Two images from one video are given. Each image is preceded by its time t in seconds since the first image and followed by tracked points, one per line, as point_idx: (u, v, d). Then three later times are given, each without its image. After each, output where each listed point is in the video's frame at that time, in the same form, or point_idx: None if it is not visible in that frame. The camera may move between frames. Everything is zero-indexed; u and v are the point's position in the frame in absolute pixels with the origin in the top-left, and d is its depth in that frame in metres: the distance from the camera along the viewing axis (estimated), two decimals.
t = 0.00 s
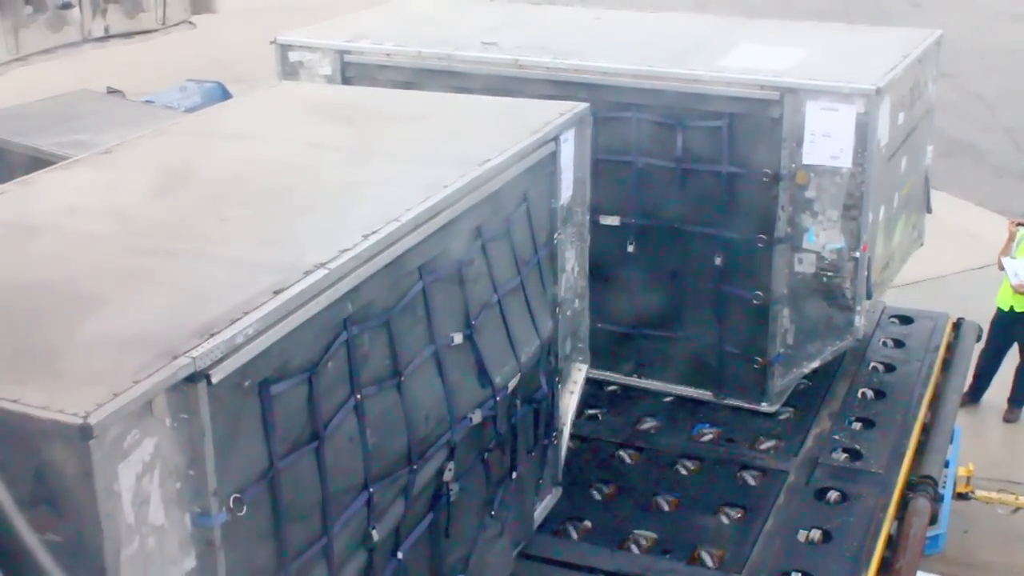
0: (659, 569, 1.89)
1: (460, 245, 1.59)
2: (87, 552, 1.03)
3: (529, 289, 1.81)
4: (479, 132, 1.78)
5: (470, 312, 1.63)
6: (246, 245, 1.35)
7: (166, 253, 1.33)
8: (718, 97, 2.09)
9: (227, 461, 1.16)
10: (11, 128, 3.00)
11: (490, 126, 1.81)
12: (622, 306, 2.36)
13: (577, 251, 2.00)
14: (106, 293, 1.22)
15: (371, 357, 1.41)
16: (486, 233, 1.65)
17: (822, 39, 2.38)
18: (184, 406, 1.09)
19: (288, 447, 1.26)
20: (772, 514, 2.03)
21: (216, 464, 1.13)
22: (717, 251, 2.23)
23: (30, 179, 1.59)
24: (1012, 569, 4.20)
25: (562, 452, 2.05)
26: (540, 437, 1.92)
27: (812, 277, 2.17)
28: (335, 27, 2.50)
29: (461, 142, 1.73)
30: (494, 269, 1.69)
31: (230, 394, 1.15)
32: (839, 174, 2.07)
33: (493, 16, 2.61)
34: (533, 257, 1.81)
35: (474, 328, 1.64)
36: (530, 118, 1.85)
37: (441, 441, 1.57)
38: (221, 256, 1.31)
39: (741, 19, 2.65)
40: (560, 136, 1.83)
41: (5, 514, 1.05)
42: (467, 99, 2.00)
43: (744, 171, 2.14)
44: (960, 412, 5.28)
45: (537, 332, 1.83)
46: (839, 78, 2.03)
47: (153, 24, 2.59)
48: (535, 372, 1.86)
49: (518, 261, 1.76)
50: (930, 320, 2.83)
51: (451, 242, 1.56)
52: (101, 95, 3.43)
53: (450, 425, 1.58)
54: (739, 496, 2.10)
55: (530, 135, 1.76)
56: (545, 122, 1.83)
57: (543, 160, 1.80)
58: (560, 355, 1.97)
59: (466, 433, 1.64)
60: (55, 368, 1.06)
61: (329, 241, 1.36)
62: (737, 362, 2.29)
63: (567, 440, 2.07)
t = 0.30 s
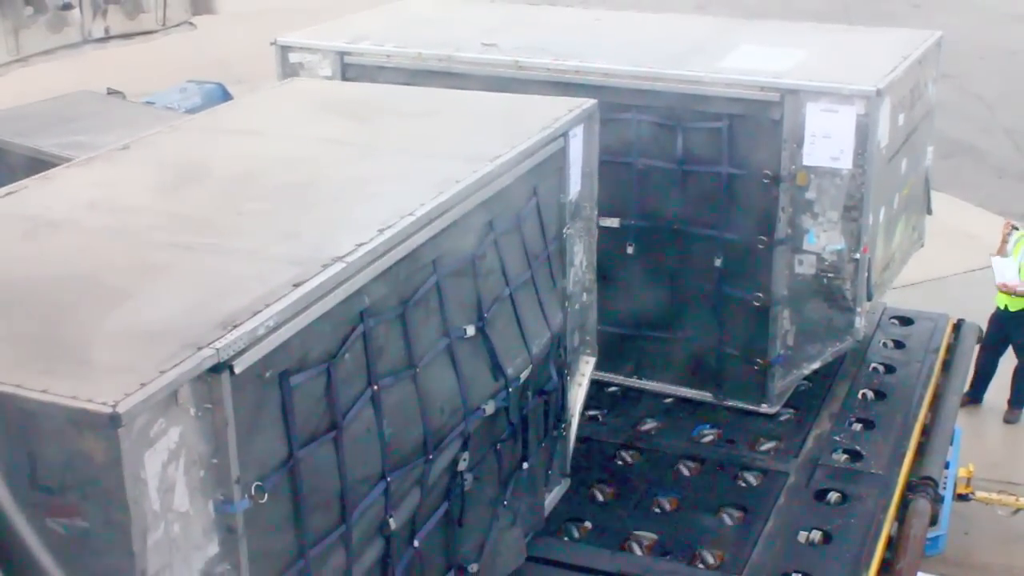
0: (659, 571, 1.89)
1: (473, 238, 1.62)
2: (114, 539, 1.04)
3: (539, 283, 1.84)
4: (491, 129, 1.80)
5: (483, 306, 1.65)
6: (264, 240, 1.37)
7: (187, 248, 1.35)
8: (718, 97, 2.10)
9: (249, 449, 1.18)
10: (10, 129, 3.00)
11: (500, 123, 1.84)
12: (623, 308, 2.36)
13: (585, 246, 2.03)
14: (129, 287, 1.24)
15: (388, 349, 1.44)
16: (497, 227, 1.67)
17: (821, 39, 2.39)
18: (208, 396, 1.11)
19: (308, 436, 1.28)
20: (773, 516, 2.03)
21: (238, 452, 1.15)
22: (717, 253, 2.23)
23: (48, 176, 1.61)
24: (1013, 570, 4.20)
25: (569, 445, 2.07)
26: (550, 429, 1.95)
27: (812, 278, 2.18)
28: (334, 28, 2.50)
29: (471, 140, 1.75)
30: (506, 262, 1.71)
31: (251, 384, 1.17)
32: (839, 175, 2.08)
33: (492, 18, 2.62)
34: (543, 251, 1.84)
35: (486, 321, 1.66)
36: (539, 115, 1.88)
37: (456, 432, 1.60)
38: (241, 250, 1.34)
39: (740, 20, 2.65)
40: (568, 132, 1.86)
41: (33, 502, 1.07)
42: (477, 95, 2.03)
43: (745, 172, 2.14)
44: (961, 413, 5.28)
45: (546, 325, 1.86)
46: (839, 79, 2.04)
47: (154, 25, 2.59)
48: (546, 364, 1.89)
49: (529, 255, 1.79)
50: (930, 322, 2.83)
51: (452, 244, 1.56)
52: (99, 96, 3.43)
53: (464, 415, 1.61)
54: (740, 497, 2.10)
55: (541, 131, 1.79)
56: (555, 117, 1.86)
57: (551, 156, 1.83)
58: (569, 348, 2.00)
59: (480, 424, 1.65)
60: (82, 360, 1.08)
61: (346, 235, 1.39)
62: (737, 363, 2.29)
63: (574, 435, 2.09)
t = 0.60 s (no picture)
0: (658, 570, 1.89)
1: (481, 231, 1.63)
2: (134, 522, 1.07)
3: (546, 274, 1.86)
4: (501, 123, 1.82)
5: (492, 297, 1.67)
6: (277, 231, 1.39)
7: (202, 239, 1.37)
8: (718, 97, 2.10)
9: (264, 436, 1.20)
10: (9, 128, 3.00)
11: (508, 117, 1.86)
12: (622, 307, 2.36)
13: (592, 238, 2.04)
14: (147, 277, 1.26)
15: (397, 339, 1.45)
16: (505, 219, 1.69)
17: (821, 39, 2.39)
18: (224, 382, 1.13)
19: (320, 423, 1.31)
20: (772, 516, 2.03)
21: (253, 439, 1.18)
22: (717, 253, 2.23)
23: (64, 169, 1.63)
24: (1012, 570, 4.20)
25: (576, 435, 2.07)
26: (557, 419, 1.96)
27: (813, 278, 2.17)
28: (334, 27, 2.50)
29: (479, 134, 1.77)
30: (515, 254, 1.73)
31: (264, 373, 1.19)
32: (839, 176, 2.08)
33: (493, 17, 2.62)
34: (550, 243, 1.86)
35: (496, 312, 1.68)
36: (546, 109, 1.90)
37: (465, 421, 1.61)
38: (251, 243, 1.35)
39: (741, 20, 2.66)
40: (575, 125, 1.88)
41: (55, 486, 1.09)
42: (484, 90, 2.04)
43: (745, 172, 2.15)
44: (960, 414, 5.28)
45: (554, 316, 1.88)
46: (839, 79, 2.04)
47: (153, 25, 2.59)
48: (553, 355, 1.90)
49: (536, 247, 1.80)
50: (930, 322, 2.83)
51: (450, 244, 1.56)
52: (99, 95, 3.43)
53: (473, 404, 1.63)
54: (739, 497, 2.10)
55: (548, 125, 1.81)
56: (562, 112, 1.88)
57: (559, 150, 1.84)
58: (575, 340, 2.01)
59: (488, 413, 1.67)
60: (101, 348, 1.10)
61: (357, 226, 1.41)
62: (737, 363, 2.29)
63: (580, 425, 2.08)
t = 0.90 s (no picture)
0: (656, 571, 1.89)
1: (489, 225, 1.64)
2: (153, 507, 1.08)
3: (552, 267, 1.87)
4: (507, 117, 1.84)
5: (500, 289, 1.68)
6: (285, 226, 1.40)
7: (216, 232, 1.38)
8: (714, 98, 2.10)
9: (279, 423, 1.21)
10: (9, 130, 2.99)
11: (514, 112, 1.87)
12: (620, 309, 2.36)
13: (596, 233, 2.05)
14: (164, 268, 1.27)
15: (408, 330, 1.46)
16: (511, 214, 1.70)
17: (819, 40, 2.39)
18: (240, 371, 1.15)
19: (333, 412, 1.31)
20: (770, 516, 2.03)
21: (268, 427, 1.19)
22: (715, 254, 2.23)
23: (78, 164, 1.64)
24: (1010, 571, 4.20)
25: (582, 428, 2.08)
26: (564, 411, 1.96)
27: (810, 278, 2.17)
28: (333, 27, 2.50)
29: (485, 129, 1.78)
30: (521, 247, 1.74)
31: (280, 362, 1.21)
32: (837, 176, 2.08)
33: (492, 18, 2.62)
34: (556, 237, 1.87)
35: (503, 304, 1.69)
36: (550, 105, 1.91)
37: (474, 412, 1.62)
38: (257, 239, 1.36)
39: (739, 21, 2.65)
40: (581, 121, 1.89)
41: (74, 471, 1.11)
42: (489, 87, 2.05)
43: (744, 173, 2.15)
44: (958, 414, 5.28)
45: (560, 309, 1.89)
46: (837, 80, 2.04)
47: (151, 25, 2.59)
48: (560, 348, 1.91)
49: (542, 240, 1.81)
50: (928, 323, 2.83)
51: (452, 244, 1.55)
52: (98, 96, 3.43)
53: (483, 394, 1.63)
54: (737, 498, 2.10)
55: (553, 120, 1.83)
56: (567, 108, 1.89)
57: (564, 145, 1.86)
58: (581, 334, 2.02)
59: (497, 404, 1.68)
60: (120, 336, 1.12)
61: (369, 218, 1.42)
62: (736, 364, 2.29)
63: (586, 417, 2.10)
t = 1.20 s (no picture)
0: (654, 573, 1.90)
1: (497, 219, 1.68)
2: (175, 492, 1.10)
3: (558, 262, 1.91)
4: (513, 114, 1.87)
5: (508, 282, 1.73)
6: (286, 226, 1.40)
7: (220, 232, 1.38)
8: (708, 101, 2.10)
9: (296, 410, 1.25)
10: (5, 131, 2.99)
11: (520, 109, 1.90)
12: (618, 310, 2.36)
13: (601, 229, 2.08)
14: (181, 258, 1.30)
15: (421, 322, 1.51)
16: (519, 210, 1.74)
17: (815, 41, 2.39)
18: (257, 359, 1.17)
19: (348, 401, 1.35)
20: (767, 518, 2.03)
21: (285, 414, 1.22)
22: (711, 256, 2.23)
23: (86, 162, 1.65)
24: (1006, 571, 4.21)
25: (586, 420, 2.12)
26: (567, 405, 2.01)
27: (806, 280, 2.18)
28: (328, 30, 2.49)
29: (492, 126, 1.81)
30: (528, 242, 1.79)
31: (296, 350, 1.24)
32: (833, 178, 2.08)
33: (488, 19, 2.62)
34: (562, 233, 1.91)
35: (511, 298, 1.74)
36: (556, 102, 1.94)
37: (483, 404, 1.66)
38: (260, 238, 1.36)
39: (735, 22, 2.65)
40: (586, 118, 1.93)
41: (97, 456, 1.13)
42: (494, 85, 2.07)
43: (741, 175, 2.15)
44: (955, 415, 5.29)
45: (565, 301, 1.94)
46: (833, 82, 2.05)
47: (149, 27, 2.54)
48: (565, 341, 1.96)
49: (548, 235, 1.86)
50: (924, 324, 2.83)
51: (449, 242, 1.55)
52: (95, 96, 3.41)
53: (491, 385, 1.68)
54: (734, 500, 2.10)
55: (559, 117, 1.86)
56: (572, 106, 1.92)
57: (569, 141, 1.90)
58: (585, 328, 2.06)
59: (505, 394, 1.73)
60: (136, 326, 1.13)
61: (375, 215, 1.44)
62: (732, 364, 2.29)
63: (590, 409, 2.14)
